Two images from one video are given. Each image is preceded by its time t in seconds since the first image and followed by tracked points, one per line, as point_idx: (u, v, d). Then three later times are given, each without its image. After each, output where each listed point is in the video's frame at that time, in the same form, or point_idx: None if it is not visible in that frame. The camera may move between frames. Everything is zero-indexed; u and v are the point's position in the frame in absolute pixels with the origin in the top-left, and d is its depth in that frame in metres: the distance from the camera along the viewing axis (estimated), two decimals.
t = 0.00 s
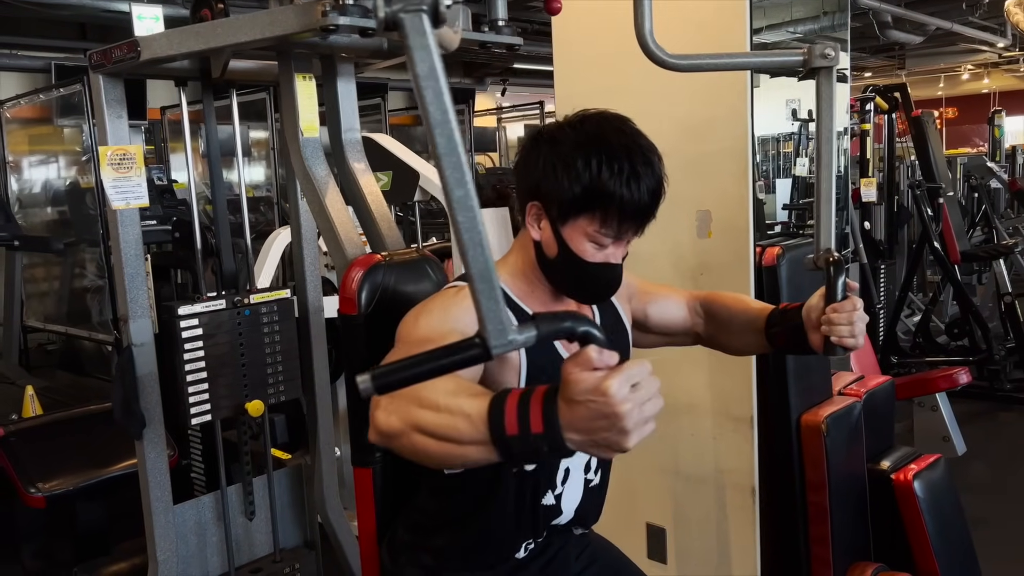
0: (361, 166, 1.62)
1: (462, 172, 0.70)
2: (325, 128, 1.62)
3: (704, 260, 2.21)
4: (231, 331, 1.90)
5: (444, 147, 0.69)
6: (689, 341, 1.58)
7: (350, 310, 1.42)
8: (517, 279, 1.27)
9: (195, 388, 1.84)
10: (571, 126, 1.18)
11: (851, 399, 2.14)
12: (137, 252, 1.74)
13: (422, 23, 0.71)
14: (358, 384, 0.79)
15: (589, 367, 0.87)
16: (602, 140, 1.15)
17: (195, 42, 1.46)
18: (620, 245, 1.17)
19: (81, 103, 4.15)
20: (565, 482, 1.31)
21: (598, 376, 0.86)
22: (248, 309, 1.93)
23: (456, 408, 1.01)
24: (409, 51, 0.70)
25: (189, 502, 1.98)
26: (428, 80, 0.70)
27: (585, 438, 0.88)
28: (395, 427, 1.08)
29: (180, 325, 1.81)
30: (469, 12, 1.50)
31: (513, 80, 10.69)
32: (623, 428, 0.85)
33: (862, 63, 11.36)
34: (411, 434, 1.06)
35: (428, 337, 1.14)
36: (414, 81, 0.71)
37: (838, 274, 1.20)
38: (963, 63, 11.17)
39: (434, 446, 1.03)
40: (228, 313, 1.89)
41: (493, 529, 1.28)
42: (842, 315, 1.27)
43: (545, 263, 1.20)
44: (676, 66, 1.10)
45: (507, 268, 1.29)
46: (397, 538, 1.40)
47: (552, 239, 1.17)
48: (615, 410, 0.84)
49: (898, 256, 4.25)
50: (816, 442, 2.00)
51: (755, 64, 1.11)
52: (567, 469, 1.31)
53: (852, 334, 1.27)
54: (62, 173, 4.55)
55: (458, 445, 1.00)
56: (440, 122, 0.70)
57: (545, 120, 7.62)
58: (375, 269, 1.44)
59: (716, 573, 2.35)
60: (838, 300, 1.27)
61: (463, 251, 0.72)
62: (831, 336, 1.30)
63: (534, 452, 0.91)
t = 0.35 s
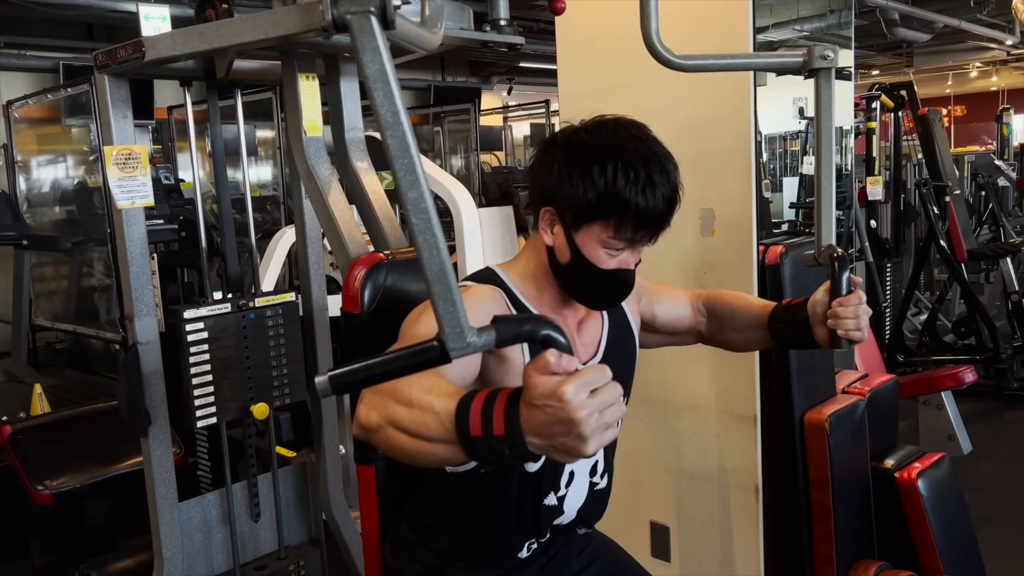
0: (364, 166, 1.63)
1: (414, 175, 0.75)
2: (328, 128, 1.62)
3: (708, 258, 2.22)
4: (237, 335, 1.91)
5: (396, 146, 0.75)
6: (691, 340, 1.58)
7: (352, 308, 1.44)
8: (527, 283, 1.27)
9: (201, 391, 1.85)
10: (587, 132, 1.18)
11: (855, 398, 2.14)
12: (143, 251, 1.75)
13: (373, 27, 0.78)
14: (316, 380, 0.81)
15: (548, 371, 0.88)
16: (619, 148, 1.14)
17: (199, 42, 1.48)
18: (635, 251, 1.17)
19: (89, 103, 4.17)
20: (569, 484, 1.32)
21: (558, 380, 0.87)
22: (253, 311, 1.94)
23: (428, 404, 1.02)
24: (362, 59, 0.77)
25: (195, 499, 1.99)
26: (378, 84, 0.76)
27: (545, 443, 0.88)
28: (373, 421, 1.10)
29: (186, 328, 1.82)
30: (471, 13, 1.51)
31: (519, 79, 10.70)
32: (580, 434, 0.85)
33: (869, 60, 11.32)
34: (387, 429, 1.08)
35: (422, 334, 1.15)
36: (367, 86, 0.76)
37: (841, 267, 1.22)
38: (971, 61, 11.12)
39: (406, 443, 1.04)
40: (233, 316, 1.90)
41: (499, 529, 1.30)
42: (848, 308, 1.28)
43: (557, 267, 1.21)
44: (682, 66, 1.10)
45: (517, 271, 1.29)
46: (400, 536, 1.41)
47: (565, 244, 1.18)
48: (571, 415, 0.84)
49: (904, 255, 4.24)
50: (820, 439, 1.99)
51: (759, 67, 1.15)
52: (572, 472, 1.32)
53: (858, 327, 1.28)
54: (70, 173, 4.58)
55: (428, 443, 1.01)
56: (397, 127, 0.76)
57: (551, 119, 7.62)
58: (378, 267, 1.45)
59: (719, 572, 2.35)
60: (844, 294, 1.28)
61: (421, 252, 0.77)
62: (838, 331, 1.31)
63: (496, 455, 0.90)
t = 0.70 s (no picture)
0: (371, 168, 1.64)
1: (447, 176, 0.71)
2: (335, 131, 1.63)
3: (714, 260, 2.21)
4: (244, 334, 1.92)
5: (432, 150, 0.71)
6: (698, 340, 1.58)
7: (359, 310, 1.44)
8: (527, 282, 1.28)
9: (208, 389, 1.86)
10: (591, 135, 1.18)
11: (862, 399, 2.13)
12: (151, 253, 1.76)
13: (413, 31, 0.72)
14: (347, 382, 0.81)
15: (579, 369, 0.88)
16: (620, 151, 1.15)
17: (207, 46, 1.49)
18: (632, 256, 1.17)
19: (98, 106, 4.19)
20: (573, 480, 1.32)
21: (588, 377, 0.87)
22: (260, 310, 1.95)
23: (456, 404, 1.03)
24: (398, 57, 0.72)
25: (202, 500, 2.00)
26: (415, 86, 0.71)
27: (576, 439, 0.89)
28: (397, 422, 1.10)
29: (193, 327, 1.83)
30: (477, 16, 1.52)
31: (526, 81, 10.71)
32: (611, 429, 0.86)
33: (877, 61, 11.28)
34: (412, 429, 1.08)
35: (432, 335, 1.15)
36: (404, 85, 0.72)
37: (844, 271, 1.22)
38: (980, 62, 11.06)
39: (433, 442, 1.05)
40: (241, 316, 1.92)
41: (503, 523, 1.30)
42: (852, 312, 1.28)
43: (554, 266, 1.21)
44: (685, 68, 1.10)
45: (518, 270, 1.30)
46: (406, 536, 1.41)
47: (563, 243, 1.17)
48: (603, 412, 0.85)
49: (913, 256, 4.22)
50: (826, 440, 2.00)
51: (763, 66, 1.13)
52: (576, 468, 1.32)
53: (861, 332, 1.28)
54: (79, 176, 4.61)
55: (455, 442, 1.01)
56: (431, 124, 0.72)
57: (558, 120, 7.62)
58: (384, 270, 1.46)
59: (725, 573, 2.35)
60: (849, 298, 1.28)
61: (455, 253, 0.74)
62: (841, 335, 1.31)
63: (528, 452, 0.91)
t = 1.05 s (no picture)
0: (376, 170, 1.65)
1: (629, 165, 0.76)
2: (340, 132, 1.64)
3: (721, 262, 2.21)
4: (248, 311, 1.92)
5: (616, 142, 0.76)
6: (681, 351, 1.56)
7: (365, 312, 1.45)
8: (507, 269, 1.28)
9: (213, 366, 1.86)
10: (568, 128, 1.17)
11: (870, 402, 2.12)
12: (158, 253, 1.78)
13: (606, 31, 0.76)
14: (536, 364, 0.78)
15: (713, 336, 0.93)
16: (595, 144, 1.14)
17: (214, 49, 1.50)
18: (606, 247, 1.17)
19: (108, 109, 4.22)
20: (569, 462, 1.29)
21: (724, 344, 0.93)
22: (265, 289, 1.95)
23: (583, 385, 0.99)
24: (593, 54, 0.76)
25: (210, 502, 2.01)
26: (606, 82, 0.76)
27: (709, 403, 0.93)
28: (510, 412, 1.02)
29: (198, 303, 1.83)
30: (482, 18, 1.52)
31: (533, 83, 10.72)
32: (742, 390, 0.93)
33: (885, 62, 11.23)
34: (534, 418, 1.01)
35: (460, 326, 1.14)
36: (592, 82, 0.76)
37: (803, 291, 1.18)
38: (989, 63, 10.99)
39: (559, 427, 1.01)
40: (245, 293, 1.91)
41: (501, 506, 1.28)
42: (805, 337, 1.25)
43: (531, 256, 1.22)
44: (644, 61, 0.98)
45: (503, 259, 1.31)
46: (412, 536, 1.41)
47: (539, 234, 1.19)
48: (741, 373, 0.92)
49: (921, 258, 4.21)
50: (833, 443, 1.99)
51: (738, 59, 1.00)
52: (572, 451, 1.29)
53: (811, 359, 1.24)
54: (90, 179, 4.63)
55: (583, 422, 0.99)
56: (613, 113, 0.77)
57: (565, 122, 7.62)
58: (391, 271, 1.47)
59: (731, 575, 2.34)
60: (802, 320, 1.24)
61: (621, 234, 0.78)
62: (795, 360, 1.27)
63: (666, 420, 0.92)
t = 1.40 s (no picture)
0: (377, 172, 1.65)
1: (675, 163, 0.85)
2: (341, 134, 1.64)
3: (725, 264, 2.20)
4: (250, 304, 1.91)
5: (664, 142, 0.84)
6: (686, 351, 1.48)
7: (366, 314, 1.45)
8: (509, 270, 1.28)
9: (215, 361, 1.86)
10: (571, 130, 1.15)
11: (875, 404, 2.11)
12: (160, 256, 1.79)
13: (656, 35, 0.83)
14: (596, 356, 0.85)
15: (744, 328, 1.01)
16: (601, 150, 1.12)
17: (215, 52, 1.50)
18: (607, 253, 1.17)
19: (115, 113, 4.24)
20: (571, 463, 1.29)
21: (754, 336, 1.00)
22: (266, 282, 1.95)
23: (623, 382, 1.01)
24: (644, 55, 0.83)
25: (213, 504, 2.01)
26: (657, 83, 0.83)
27: (741, 392, 1.00)
28: (549, 412, 1.02)
29: (199, 296, 1.82)
30: (481, 19, 1.51)
31: (538, 86, 10.72)
32: (772, 378, 1.01)
33: (893, 64, 11.19)
34: (572, 416, 1.02)
35: (476, 326, 1.13)
36: (644, 82, 0.84)
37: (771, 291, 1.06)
38: (998, 65, 10.93)
39: (599, 423, 1.02)
40: (247, 286, 1.91)
41: (502, 508, 1.28)
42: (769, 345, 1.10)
43: (532, 260, 1.22)
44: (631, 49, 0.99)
45: (504, 259, 1.31)
46: (413, 539, 1.41)
47: (540, 239, 1.19)
48: (771, 362, 1.00)
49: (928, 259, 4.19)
50: (838, 445, 1.98)
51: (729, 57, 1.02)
52: (573, 451, 1.29)
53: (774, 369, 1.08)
54: (97, 182, 4.66)
55: (622, 417, 1.01)
56: (661, 117, 0.84)
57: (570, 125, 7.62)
58: (392, 272, 1.48)
59: None
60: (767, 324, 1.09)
61: (665, 229, 0.86)
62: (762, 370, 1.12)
63: (702, 410, 0.97)
